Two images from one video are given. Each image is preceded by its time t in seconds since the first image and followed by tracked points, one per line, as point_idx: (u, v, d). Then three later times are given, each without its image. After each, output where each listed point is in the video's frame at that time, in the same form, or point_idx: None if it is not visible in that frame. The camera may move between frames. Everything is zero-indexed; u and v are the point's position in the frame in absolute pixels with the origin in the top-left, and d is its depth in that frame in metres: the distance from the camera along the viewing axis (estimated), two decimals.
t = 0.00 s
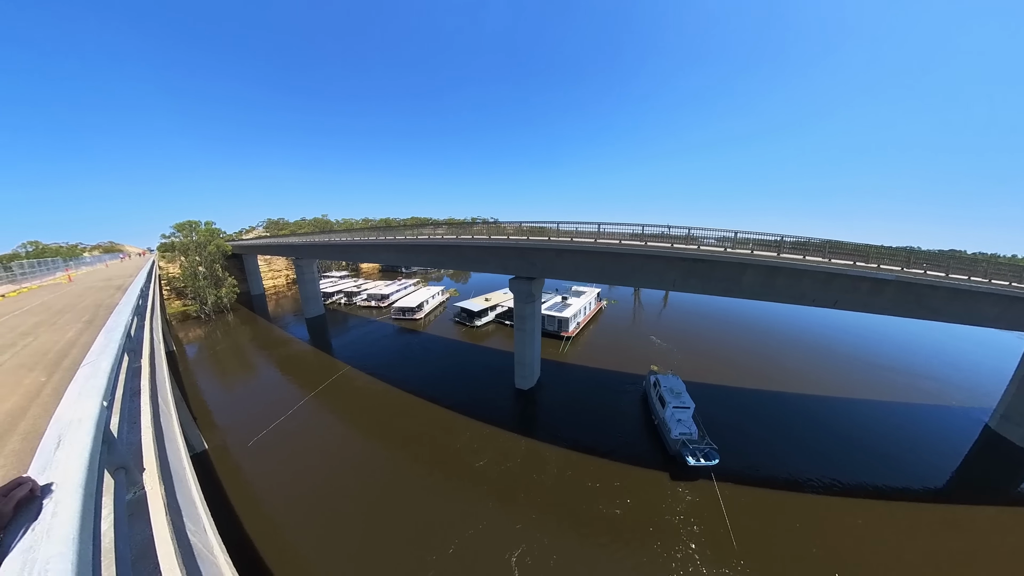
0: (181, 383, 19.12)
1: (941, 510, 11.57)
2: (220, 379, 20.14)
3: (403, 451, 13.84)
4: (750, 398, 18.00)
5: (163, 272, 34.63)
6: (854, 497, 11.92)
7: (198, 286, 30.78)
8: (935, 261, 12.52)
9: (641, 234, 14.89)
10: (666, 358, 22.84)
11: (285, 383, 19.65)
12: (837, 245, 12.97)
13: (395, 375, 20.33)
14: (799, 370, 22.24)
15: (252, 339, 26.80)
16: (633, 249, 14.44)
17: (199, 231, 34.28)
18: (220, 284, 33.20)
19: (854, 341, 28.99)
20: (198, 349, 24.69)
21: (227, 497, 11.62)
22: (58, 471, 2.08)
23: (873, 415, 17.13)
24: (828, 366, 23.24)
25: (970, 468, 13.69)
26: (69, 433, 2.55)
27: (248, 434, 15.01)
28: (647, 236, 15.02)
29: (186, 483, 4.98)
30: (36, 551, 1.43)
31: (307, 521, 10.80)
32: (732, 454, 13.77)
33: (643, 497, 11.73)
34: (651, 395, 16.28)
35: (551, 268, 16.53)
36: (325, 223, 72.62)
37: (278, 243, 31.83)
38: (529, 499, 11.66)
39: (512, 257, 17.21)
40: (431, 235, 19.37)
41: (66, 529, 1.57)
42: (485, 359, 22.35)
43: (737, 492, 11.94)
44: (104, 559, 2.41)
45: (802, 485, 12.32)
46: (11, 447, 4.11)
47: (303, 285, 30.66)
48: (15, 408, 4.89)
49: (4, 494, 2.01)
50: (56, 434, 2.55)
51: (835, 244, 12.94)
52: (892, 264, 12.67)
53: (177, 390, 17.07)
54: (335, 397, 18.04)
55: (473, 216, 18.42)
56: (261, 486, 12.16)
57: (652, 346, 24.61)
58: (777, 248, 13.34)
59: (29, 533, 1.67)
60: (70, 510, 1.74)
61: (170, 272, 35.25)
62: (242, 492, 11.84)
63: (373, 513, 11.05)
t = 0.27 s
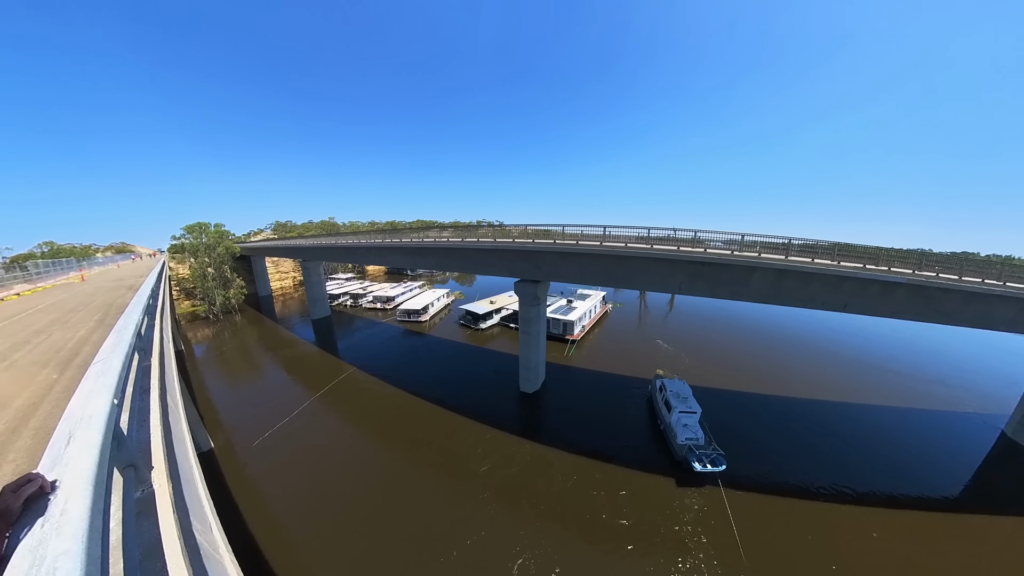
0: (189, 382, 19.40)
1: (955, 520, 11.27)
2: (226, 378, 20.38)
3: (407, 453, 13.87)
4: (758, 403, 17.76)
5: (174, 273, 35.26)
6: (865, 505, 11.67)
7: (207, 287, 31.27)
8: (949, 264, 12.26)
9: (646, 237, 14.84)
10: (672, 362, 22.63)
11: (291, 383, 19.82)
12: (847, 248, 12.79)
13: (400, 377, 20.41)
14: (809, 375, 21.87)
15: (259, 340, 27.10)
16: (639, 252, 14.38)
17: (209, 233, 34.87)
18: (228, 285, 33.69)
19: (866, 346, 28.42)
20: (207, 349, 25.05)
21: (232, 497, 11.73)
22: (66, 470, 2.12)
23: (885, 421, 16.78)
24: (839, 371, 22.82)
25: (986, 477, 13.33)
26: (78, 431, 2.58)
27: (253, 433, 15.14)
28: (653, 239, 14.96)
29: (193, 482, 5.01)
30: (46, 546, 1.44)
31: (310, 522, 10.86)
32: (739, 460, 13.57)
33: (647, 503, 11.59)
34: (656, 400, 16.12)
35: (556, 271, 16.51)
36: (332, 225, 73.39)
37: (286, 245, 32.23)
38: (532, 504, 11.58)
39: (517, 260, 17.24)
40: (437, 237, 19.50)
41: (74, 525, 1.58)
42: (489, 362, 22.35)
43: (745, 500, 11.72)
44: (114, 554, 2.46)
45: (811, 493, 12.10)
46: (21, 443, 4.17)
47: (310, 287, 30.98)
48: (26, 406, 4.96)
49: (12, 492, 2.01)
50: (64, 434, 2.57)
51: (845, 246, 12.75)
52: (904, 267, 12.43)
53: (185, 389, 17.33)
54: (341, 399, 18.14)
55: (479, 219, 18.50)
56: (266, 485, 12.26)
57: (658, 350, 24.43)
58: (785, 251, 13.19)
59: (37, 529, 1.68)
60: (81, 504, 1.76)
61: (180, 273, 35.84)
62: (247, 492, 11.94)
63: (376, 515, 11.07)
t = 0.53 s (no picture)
0: (197, 382, 19.69)
1: (972, 531, 10.96)
2: (234, 378, 20.64)
3: (412, 456, 13.85)
4: (766, 409, 17.49)
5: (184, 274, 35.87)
6: (877, 514, 11.41)
7: (215, 288, 31.74)
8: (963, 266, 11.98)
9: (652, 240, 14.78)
10: (678, 367, 22.41)
11: (297, 384, 19.99)
12: (856, 250, 12.59)
13: (405, 379, 20.47)
14: (818, 381, 21.50)
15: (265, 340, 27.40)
16: (644, 255, 14.33)
17: (219, 235, 35.45)
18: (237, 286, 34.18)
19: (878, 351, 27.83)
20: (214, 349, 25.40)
21: (237, 496, 11.84)
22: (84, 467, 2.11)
23: (898, 428, 16.41)
24: (850, 377, 22.38)
25: (1004, 487, 12.96)
26: (94, 428, 2.61)
27: (259, 434, 15.28)
28: (658, 242, 14.90)
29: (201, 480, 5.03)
30: (66, 539, 1.47)
31: (314, 522, 10.90)
32: (747, 467, 13.37)
33: (656, 512, 11.35)
34: (662, 404, 15.96)
35: (561, 274, 16.48)
36: (339, 228, 74.13)
37: (293, 248, 32.61)
38: (537, 508, 11.51)
39: (522, 262, 17.25)
40: (442, 240, 19.62)
41: (92, 519, 1.61)
42: (494, 364, 22.33)
43: (753, 508, 11.51)
44: (128, 550, 2.47)
45: (820, 501, 11.86)
46: (34, 439, 4.25)
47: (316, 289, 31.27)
48: (39, 402, 5.07)
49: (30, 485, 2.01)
50: (80, 429, 2.58)
51: (853, 249, 12.57)
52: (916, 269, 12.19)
53: (193, 388, 17.58)
54: (346, 400, 18.24)
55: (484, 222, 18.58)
56: (271, 486, 12.34)
57: (664, 354, 24.23)
58: (793, 253, 13.03)
59: (56, 521, 1.70)
60: (98, 499, 1.78)
61: (190, 274, 36.46)
62: (253, 492, 12.04)
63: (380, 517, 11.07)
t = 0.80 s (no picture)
0: (205, 381, 20.00)
1: (988, 541, 10.67)
2: (240, 379, 20.89)
3: (415, 458, 13.86)
4: (775, 414, 17.23)
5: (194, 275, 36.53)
6: (888, 523, 11.17)
7: (224, 289, 32.22)
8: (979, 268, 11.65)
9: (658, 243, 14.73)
10: (684, 371, 22.20)
11: (303, 385, 20.17)
12: (865, 253, 12.39)
13: (410, 381, 20.55)
14: (828, 386, 21.14)
15: (272, 341, 27.70)
16: (649, 258, 14.27)
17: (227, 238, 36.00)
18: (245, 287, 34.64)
19: (890, 356, 27.28)
20: (222, 349, 25.77)
21: (243, 495, 11.95)
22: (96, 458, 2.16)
23: (911, 435, 16.05)
24: (861, 383, 21.96)
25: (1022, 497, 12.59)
26: (109, 421, 2.66)
27: (265, 433, 15.44)
28: (664, 245, 14.85)
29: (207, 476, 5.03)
30: (78, 526, 1.51)
31: (317, 522, 10.97)
32: (755, 473, 13.16)
33: (663, 520, 11.16)
34: (668, 409, 15.83)
35: (566, 277, 16.47)
36: (345, 230, 74.82)
37: (300, 250, 33.00)
38: (542, 513, 11.45)
39: (527, 265, 17.26)
40: (448, 243, 19.76)
41: (104, 507, 1.65)
42: (498, 368, 22.32)
43: (761, 515, 11.31)
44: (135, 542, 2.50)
45: (829, 509, 11.64)
46: (47, 435, 4.34)
47: (323, 291, 31.58)
48: (52, 398, 5.18)
49: (48, 473, 2.07)
50: (94, 423, 2.65)
51: (863, 252, 12.14)
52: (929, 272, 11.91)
53: (201, 388, 17.87)
54: (351, 401, 18.33)
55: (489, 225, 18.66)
56: (276, 484, 12.48)
57: (670, 359, 24.01)
58: (801, 256, 12.86)
59: (69, 509, 1.74)
60: (111, 488, 1.82)
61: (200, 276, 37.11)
62: (257, 490, 12.17)
63: (382, 518, 11.12)
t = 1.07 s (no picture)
0: (213, 380, 20.30)
1: (1005, 553, 10.36)
2: (247, 379, 21.16)
3: (419, 460, 13.87)
4: (783, 419, 16.98)
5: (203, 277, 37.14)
6: (901, 533, 10.90)
7: (232, 291, 32.69)
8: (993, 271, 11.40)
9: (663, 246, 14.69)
10: (691, 376, 21.99)
11: (308, 386, 20.35)
12: (874, 255, 12.23)
13: (414, 383, 20.61)
14: (838, 391, 20.76)
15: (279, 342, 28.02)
16: (654, 260, 14.22)
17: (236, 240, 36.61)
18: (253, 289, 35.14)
19: (903, 361, 26.71)
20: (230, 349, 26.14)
21: (248, 494, 12.09)
22: (113, 444, 2.14)
23: (924, 442, 15.68)
24: (872, 388, 21.52)
25: None
26: (123, 414, 2.66)
27: (270, 433, 15.61)
28: (669, 248, 14.81)
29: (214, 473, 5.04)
30: (94, 509, 1.55)
31: (320, 523, 11.04)
32: (763, 479, 12.95)
33: (670, 528, 10.95)
34: (673, 414, 15.67)
35: (571, 280, 16.46)
36: (352, 233, 75.60)
37: (307, 253, 33.41)
38: (546, 518, 11.38)
39: (531, 268, 17.30)
40: (453, 246, 19.90)
41: (118, 492, 1.68)
42: (502, 371, 22.30)
43: (768, 523, 11.12)
44: (143, 534, 2.53)
45: (838, 517, 11.42)
46: (58, 431, 4.40)
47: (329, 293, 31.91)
48: (64, 395, 5.27)
49: (64, 461, 2.03)
50: (110, 414, 2.64)
51: (872, 253, 12.16)
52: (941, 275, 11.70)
53: (209, 387, 18.14)
54: (356, 402, 18.43)
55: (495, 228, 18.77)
56: (281, 483, 12.60)
57: (675, 363, 23.81)
58: (809, 259, 12.73)
59: (85, 493, 1.78)
60: (124, 474, 1.86)
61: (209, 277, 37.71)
62: (262, 489, 12.31)
63: (385, 520, 11.15)
